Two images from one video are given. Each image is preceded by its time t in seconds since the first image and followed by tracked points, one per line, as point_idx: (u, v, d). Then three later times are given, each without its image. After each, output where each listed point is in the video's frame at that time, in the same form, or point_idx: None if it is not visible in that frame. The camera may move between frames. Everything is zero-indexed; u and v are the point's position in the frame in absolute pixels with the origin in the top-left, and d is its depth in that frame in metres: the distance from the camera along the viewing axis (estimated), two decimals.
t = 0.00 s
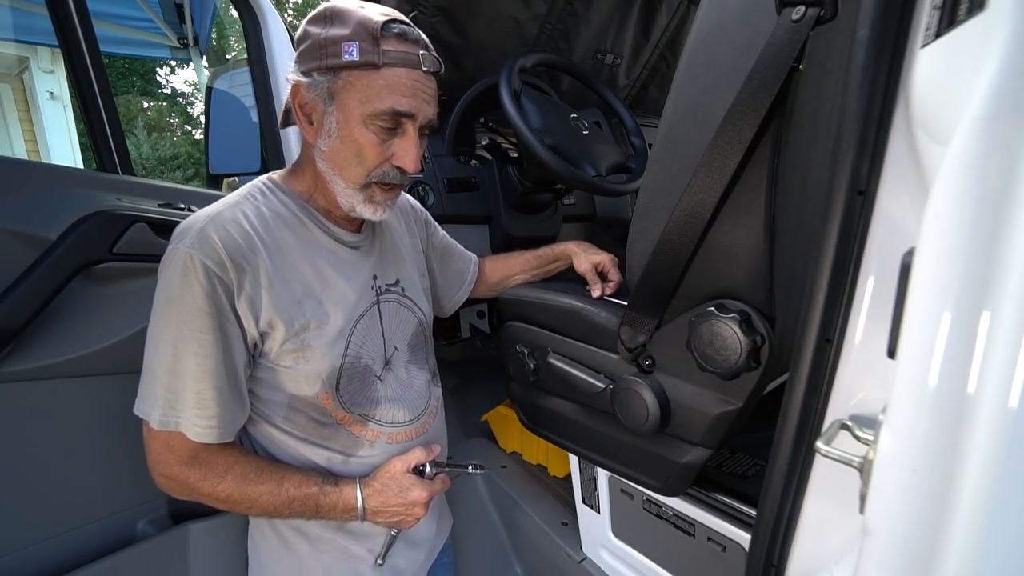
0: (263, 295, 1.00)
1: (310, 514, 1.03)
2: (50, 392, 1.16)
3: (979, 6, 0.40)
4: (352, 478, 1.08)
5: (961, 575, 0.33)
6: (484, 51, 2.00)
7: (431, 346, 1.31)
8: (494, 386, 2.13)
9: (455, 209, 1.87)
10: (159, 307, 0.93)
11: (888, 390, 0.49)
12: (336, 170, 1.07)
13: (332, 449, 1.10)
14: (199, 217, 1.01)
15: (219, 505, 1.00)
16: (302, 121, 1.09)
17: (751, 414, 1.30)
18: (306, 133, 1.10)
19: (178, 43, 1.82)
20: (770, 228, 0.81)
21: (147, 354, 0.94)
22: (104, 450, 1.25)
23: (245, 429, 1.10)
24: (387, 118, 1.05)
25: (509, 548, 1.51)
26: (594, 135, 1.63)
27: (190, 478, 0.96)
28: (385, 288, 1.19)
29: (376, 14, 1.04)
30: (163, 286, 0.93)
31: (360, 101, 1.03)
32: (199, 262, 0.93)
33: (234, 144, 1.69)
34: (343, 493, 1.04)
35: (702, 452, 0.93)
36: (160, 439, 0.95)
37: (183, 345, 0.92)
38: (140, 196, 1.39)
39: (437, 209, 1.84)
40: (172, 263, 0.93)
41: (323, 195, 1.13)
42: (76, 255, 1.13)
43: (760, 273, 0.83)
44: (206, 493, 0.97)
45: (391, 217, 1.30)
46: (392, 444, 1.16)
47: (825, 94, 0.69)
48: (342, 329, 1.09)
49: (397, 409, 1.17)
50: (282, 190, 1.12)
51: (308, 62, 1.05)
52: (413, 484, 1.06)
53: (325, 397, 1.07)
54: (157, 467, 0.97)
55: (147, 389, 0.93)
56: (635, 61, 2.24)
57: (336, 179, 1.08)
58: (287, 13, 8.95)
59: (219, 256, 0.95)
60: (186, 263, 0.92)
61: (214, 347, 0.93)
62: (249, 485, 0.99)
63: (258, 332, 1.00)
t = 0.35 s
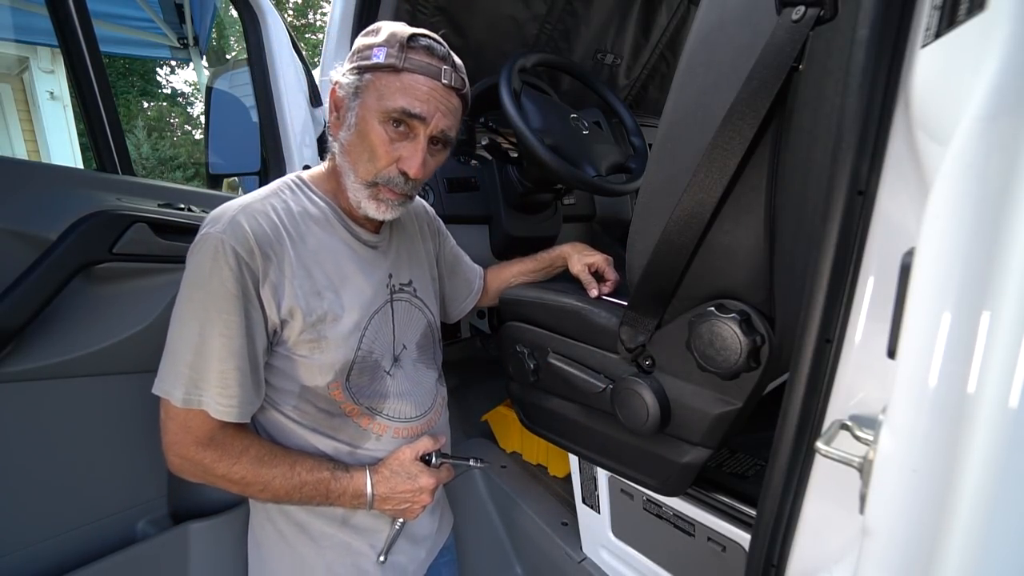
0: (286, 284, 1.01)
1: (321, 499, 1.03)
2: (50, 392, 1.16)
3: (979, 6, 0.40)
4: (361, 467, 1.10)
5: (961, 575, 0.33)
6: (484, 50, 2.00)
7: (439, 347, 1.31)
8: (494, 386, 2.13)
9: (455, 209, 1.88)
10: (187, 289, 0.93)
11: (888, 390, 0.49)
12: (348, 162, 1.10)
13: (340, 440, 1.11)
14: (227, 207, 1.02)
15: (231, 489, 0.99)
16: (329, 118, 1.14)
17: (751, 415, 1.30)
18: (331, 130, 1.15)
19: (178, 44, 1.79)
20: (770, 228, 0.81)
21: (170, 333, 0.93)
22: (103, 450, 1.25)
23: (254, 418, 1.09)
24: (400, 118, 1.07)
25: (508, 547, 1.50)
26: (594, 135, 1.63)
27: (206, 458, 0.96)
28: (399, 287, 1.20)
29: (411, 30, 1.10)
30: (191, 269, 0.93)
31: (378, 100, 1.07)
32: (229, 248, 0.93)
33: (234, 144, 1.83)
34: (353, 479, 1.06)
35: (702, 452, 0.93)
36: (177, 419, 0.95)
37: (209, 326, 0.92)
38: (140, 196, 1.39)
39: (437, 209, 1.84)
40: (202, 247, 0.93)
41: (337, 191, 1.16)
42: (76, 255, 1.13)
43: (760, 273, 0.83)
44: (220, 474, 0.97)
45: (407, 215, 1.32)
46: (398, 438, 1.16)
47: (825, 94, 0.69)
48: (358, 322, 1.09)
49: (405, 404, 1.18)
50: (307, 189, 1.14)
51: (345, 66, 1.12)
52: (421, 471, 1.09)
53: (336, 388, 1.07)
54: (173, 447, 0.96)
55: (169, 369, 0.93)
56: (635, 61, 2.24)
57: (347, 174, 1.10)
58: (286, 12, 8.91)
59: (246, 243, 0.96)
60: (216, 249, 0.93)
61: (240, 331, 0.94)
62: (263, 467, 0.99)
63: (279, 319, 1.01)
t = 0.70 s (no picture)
0: (298, 285, 1.01)
1: (328, 499, 1.03)
2: (49, 392, 1.15)
3: (979, 6, 0.40)
4: (368, 467, 1.10)
5: None
6: (484, 51, 2.00)
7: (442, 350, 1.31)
8: (494, 386, 2.14)
9: (455, 209, 1.88)
10: (199, 286, 0.93)
11: (888, 390, 0.49)
12: (366, 167, 1.10)
13: (343, 439, 1.11)
14: (240, 207, 1.02)
15: (239, 488, 0.99)
16: (347, 122, 1.13)
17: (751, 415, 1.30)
18: (349, 133, 1.14)
19: (178, 44, 1.78)
20: (770, 228, 0.81)
21: (181, 331, 0.93)
22: (103, 451, 1.25)
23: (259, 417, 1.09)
24: (421, 127, 1.07)
25: (508, 547, 1.50)
26: (594, 136, 1.63)
27: (214, 456, 0.96)
28: (405, 289, 1.20)
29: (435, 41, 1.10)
30: (204, 266, 0.93)
31: (399, 109, 1.06)
32: (242, 248, 0.94)
33: (234, 144, 1.84)
34: (359, 479, 1.06)
35: (702, 452, 0.93)
36: (186, 417, 0.94)
37: (221, 324, 0.92)
38: (140, 197, 1.39)
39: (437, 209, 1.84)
40: (216, 246, 0.93)
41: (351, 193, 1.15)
42: (76, 255, 1.13)
43: (760, 273, 0.83)
44: (228, 473, 0.97)
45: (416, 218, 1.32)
46: (401, 439, 1.16)
47: (825, 94, 0.68)
48: (367, 324, 1.09)
49: (409, 404, 1.18)
50: (319, 190, 1.14)
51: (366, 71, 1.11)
52: (427, 472, 1.10)
53: (341, 389, 1.07)
54: (181, 446, 0.96)
55: (179, 366, 0.92)
56: (635, 62, 2.24)
57: (364, 178, 1.10)
58: (286, 12, 8.93)
59: (259, 243, 0.96)
60: (229, 247, 0.93)
61: (253, 331, 0.94)
62: (272, 466, 0.99)
63: (290, 320, 1.01)
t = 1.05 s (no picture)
0: (291, 287, 1.01)
1: (324, 501, 1.03)
2: (49, 392, 1.15)
3: (979, 6, 0.40)
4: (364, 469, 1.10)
5: None
6: (484, 51, 2.00)
7: (440, 351, 1.31)
8: (494, 386, 2.14)
9: (455, 209, 1.88)
10: (193, 288, 0.93)
11: (888, 390, 0.49)
12: (357, 168, 1.10)
13: (340, 441, 1.11)
14: (234, 209, 1.02)
15: (235, 491, 0.99)
16: (341, 121, 1.14)
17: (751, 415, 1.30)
18: (343, 132, 1.14)
19: (178, 44, 1.79)
20: (770, 228, 0.81)
21: (176, 334, 0.93)
22: (103, 450, 1.25)
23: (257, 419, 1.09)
24: (412, 129, 1.07)
25: (508, 547, 1.50)
26: (594, 135, 1.63)
27: (210, 458, 0.96)
28: (402, 291, 1.20)
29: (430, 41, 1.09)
30: (197, 269, 0.93)
31: (390, 111, 1.06)
32: (235, 250, 0.94)
33: (234, 143, 1.83)
34: (356, 482, 1.06)
35: (702, 452, 0.93)
36: (182, 419, 0.95)
37: (214, 327, 0.92)
38: (140, 197, 1.39)
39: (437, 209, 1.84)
40: (208, 248, 0.93)
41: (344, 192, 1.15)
42: (76, 255, 1.13)
43: (760, 273, 0.83)
44: (224, 476, 0.97)
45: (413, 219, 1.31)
46: (399, 441, 1.16)
47: (825, 94, 0.68)
48: (362, 326, 1.09)
49: (406, 405, 1.18)
50: (315, 192, 1.14)
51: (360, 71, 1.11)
52: (424, 474, 1.10)
53: (337, 391, 1.07)
54: (177, 448, 0.96)
55: (173, 369, 0.92)
56: (635, 61, 2.24)
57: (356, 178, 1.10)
58: (286, 12, 8.94)
59: (252, 245, 0.96)
60: (222, 250, 0.93)
61: (246, 333, 0.94)
62: (268, 468, 0.99)
63: (283, 322, 1.01)
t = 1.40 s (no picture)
0: (285, 290, 1.01)
1: (321, 504, 1.03)
2: (50, 392, 1.16)
3: (979, 6, 0.40)
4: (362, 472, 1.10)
5: None
6: (484, 51, 2.00)
7: (439, 350, 1.31)
8: (494, 386, 2.14)
9: (455, 209, 1.88)
10: (187, 292, 0.93)
11: (888, 390, 0.49)
12: (369, 179, 1.07)
13: (338, 441, 1.11)
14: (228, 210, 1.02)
15: (233, 493, 1.00)
16: (341, 128, 1.08)
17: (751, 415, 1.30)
18: (344, 139, 1.09)
19: (178, 44, 1.81)
20: (770, 228, 0.81)
21: (171, 337, 0.94)
22: (103, 450, 1.25)
23: (256, 421, 1.10)
24: (429, 143, 1.05)
25: (508, 547, 1.50)
26: (594, 135, 1.63)
27: (208, 461, 0.97)
28: (399, 291, 1.20)
29: (438, 45, 1.04)
30: (190, 273, 0.93)
31: (407, 126, 1.03)
32: (227, 254, 0.94)
33: (234, 145, 1.82)
34: (353, 485, 1.06)
35: (702, 452, 0.93)
36: (179, 423, 0.95)
37: (207, 331, 0.93)
38: (140, 197, 1.39)
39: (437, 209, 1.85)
40: (201, 252, 0.94)
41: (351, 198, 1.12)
42: (76, 255, 1.13)
43: (760, 273, 0.83)
44: (221, 479, 0.98)
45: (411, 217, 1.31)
46: (398, 441, 1.16)
47: (825, 94, 0.69)
48: (358, 327, 1.09)
49: (404, 405, 1.18)
50: (309, 193, 1.13)
51: (361, 75, 1.03)
52: (422, 478, 1.09)
53: (334, 393, 1.08)
54: (175, 451, 0.97)
55: (169, 373, 0.93)
56: (635, 61, 2.24)
57: (369, 189, 1.07)
58: (286, 12, 8.94)
59: (244, 249, 0.96)
60: (214, 254, 0.93)
61: (239, 336, 0.94)
62: (264, 472, 0.99)
63: (278, 325, 1.01)
